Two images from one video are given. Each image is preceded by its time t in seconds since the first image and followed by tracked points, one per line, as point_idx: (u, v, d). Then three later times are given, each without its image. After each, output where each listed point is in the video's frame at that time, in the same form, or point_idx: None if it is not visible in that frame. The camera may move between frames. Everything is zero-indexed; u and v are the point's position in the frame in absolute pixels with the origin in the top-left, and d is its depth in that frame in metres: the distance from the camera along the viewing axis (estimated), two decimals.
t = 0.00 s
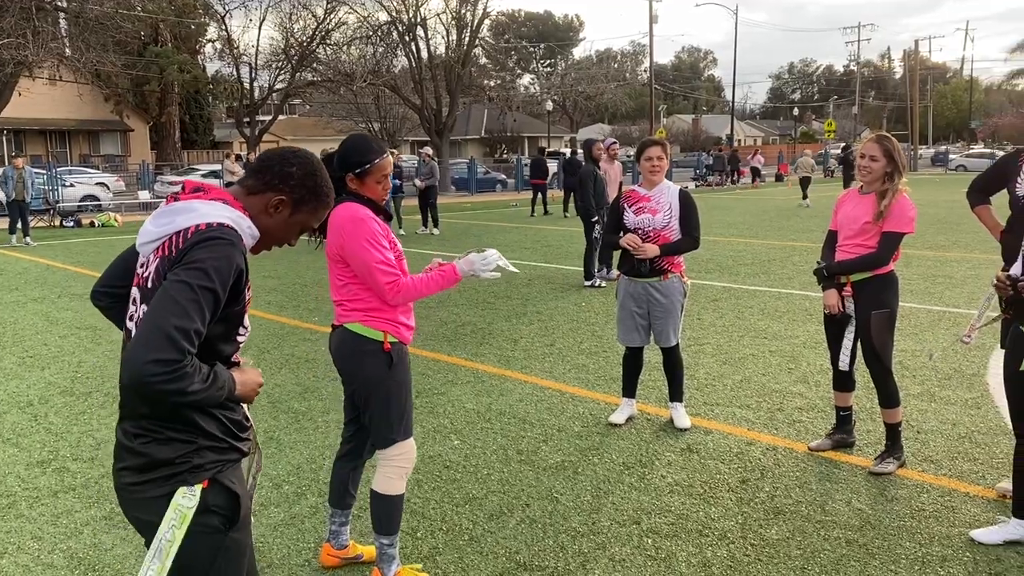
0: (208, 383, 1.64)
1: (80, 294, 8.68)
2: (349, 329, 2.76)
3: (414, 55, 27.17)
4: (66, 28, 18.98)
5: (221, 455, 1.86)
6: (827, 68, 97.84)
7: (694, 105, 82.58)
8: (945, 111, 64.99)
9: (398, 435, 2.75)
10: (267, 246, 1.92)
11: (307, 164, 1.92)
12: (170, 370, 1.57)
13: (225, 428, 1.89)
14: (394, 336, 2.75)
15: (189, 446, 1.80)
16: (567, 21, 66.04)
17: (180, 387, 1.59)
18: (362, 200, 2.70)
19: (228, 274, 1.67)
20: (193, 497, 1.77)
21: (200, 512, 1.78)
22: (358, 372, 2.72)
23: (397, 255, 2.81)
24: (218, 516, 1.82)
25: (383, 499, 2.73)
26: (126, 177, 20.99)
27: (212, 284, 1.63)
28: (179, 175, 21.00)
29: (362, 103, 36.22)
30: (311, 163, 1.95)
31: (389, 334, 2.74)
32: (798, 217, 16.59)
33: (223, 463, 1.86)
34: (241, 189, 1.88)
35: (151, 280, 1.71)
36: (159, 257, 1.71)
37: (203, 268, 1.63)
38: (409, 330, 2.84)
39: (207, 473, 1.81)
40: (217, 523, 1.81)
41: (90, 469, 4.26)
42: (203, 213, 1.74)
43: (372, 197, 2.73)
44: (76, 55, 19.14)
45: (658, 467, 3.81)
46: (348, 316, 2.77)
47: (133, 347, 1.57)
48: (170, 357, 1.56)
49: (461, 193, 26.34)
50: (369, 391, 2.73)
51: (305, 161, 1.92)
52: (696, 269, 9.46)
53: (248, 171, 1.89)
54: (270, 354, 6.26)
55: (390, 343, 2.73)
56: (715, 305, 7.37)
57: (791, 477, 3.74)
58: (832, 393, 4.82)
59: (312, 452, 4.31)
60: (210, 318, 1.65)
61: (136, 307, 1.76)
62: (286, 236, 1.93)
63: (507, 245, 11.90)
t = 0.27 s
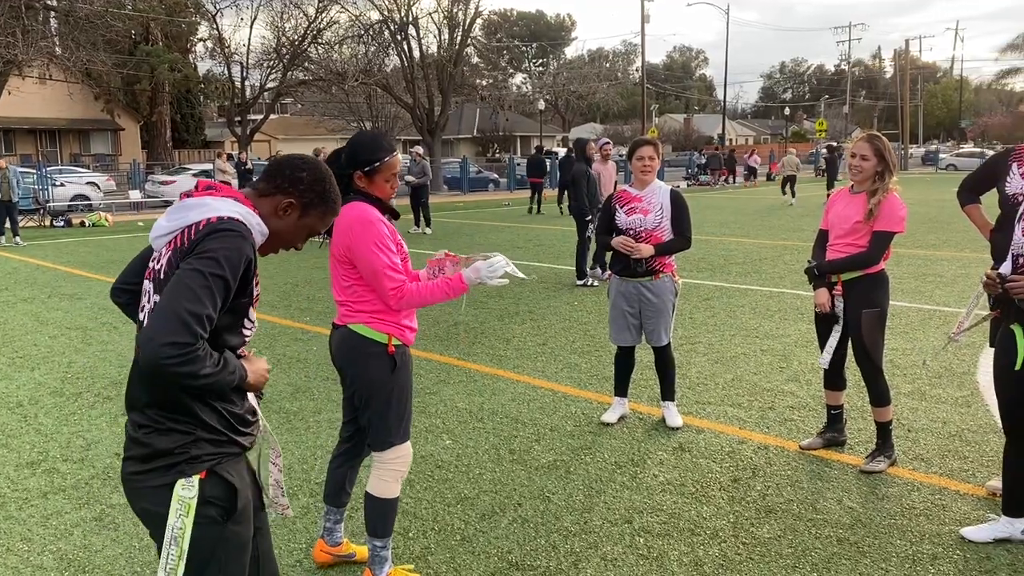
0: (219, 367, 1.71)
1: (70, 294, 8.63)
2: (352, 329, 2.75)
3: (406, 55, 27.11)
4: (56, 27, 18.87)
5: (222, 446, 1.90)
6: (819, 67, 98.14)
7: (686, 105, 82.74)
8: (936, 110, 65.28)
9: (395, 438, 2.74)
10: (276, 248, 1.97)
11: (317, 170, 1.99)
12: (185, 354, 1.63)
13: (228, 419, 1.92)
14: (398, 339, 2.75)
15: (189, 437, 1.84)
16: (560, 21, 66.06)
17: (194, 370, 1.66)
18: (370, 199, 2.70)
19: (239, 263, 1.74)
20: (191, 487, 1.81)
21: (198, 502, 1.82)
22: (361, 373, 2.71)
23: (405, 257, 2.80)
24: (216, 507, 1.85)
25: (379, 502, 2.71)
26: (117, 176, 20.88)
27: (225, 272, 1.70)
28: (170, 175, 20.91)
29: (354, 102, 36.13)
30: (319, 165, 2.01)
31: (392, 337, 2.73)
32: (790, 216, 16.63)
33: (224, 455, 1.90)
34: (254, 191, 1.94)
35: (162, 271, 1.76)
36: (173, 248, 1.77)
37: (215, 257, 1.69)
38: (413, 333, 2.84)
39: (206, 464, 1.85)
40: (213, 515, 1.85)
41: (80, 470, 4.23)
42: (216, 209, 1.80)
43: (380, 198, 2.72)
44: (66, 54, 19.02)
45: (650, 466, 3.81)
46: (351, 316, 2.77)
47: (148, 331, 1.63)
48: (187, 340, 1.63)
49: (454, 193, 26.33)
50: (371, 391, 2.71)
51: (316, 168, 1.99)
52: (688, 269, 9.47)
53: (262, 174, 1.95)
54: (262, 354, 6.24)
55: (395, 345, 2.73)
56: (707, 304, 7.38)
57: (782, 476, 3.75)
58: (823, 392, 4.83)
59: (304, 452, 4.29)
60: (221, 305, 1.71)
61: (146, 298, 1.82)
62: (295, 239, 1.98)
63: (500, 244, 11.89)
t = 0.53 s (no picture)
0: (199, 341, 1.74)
1: (58, 295, 8.57)
2: (351, 331, 2.73)
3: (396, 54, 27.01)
4: (44, 26, 18.71)
5: (220, 433, 1.92)
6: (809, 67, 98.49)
7: (677, 104, 82.89)
8: (926, 110, 65.58)
9: (391, 440, 2.73)
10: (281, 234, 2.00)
11: (317, 157, 2.03)
12: (159, 323, 1.68)
13: (229, 407, 1.94)
14: (397, 343, 2.74)
15: (187, 422, 1.87)
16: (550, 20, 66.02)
17: (169, 339, 1.70)
18: (373, 200, 2.68)
19: (222, 239, 1.79)
20: (186, 471, 1.84)
21: (191, 487, 1.85)
22: (359, 376, 2.70)
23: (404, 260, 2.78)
24: (211, 493, 1.87)
25: (373, 506, 2.70)
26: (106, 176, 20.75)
27: (204, 248, 1.75)
28: (159, 175, 20.77)
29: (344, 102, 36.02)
30: (321, 154, 2.06)
31: (392, 341, 2.72)
32: (780, 216, 16.65)
33: (222, 442, 1.92)
34: (257, 180, 2.00)
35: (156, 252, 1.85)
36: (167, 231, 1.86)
37: (195, 233, 1.75)
38: (411, 336, 2.83)
39: (201, 450, 1.87)
40: (208, 501, 1.87)
41: (68, 472, 4.20)
42: (211, 192, 1.87)
43: (382, 199, 2.71)
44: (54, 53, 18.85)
45: (641, 466, 3.81)
46: (349, 318, 2.75)
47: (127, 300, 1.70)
48: (160, 309, 1.68)
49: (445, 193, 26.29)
50: (369, 393, 2.70)
51: (316, 155, 2.04)
52: (679, 268, 9.48)
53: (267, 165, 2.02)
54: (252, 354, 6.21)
55: (394, 349, 2.72)
56: (698, 304, 7.39)
57: (773, 475, 3.75)
58: (814, 391, 4.85)
59: (294, 453, 4.27)
60: (205, 280, 1.76)
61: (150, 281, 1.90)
62: (298, 226, 2.02)
63: (491, 244, 11.87)
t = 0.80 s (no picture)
0: (193, 334, 1.75)
1: (42, 297, 8.49)
2: (346, 335, 2.71)
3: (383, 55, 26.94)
4: (28, 26, 18.54)
5: (218, 426, 1.91)
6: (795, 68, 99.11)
7: (664, 105, 83.19)
8: (910, 110, 66.12)
9: (382, 446, 2.72)
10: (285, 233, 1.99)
11: (321, 154, 2.02)
12: (151, 317, 1.69)
13: (228, 401, 1.93)
14: (393, 348, 2.74)
15: (184, 415, 1.87)
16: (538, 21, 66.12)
17: (162, 332, 1.71)
18: (373, 202, 2.67)
19: (221, 236, 1.79)
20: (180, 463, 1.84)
21: (185, 479, 1.85)
22: (355, 380, 2.69)
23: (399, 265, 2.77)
24: (205, 486, 1.87)
25: (363, 511, 2.69)
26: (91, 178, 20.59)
27: (200, 244, 1.75)
28: (145, 176, 20.62)
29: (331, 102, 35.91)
30: (325, 153, 2.05)
31: (388, 346, 2.72)
32: (767, 216, 16.74)
33: (220, 436, 1.91)
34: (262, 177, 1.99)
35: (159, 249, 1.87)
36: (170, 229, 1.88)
37: (193, 230, 1.76)
38: (406, 340, 2.83)
39: (197, 443, 1.87)
40: (204, 493, 1.86)
41: (53, 476, 4.16)
42: (214, 192, 1.88)
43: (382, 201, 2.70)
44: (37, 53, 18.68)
45: (629, 466, 3.82)
46: (344, 323, 2.73)
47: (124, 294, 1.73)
48: (154, 301, 1.69)
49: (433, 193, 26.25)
50: (365, 396, 2.69)
51: (320, 153, 2.02)
52: (666, 268, 9.51)
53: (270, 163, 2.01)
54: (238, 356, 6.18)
55: (389, 355, 2.72)
56: (685, 304, 7.41)
57: (760, 474, 3.77)
58: (800, 390, 4.87)
59: (281, 455, 4.24)
60: (201, 275, 1.77)
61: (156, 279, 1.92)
62: (303, 223, 2.00)
63: (479, 245, 11.87)
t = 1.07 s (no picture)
0: (196, 340, 1.74)
1: (22, 301, 8.39)
2: (339, 339, 2.70)
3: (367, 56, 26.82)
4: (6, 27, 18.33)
5: (216, 423, 1.90)
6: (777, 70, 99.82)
7: (648, 106, 83.54)
8: (892, 111, 66.76)
9: (373, 450, 2.71)
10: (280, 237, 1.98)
11: (317, 159, 2.02)
12: (154, 324, 1.68)
13: (225, 398, 1.92)
14: (387, 351, 2.73)
15: (180, 414, 1.86)
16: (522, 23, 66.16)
17: (166, 337, 1.70)
18: (364, 203, 2.66)
19: (221, 241, 1.78)
20: (178, 460, 1.83)
21: (184, 476, 1.84)
22: (350, 385, 2.68)
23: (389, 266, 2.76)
24: (205, 482, 1.86)
25: (351, 514, 2.68)
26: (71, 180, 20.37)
27: (201, 250, 1.74)
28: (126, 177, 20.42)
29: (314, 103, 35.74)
30: (319, 157, 2.04)
31: (382, 350, 2.71)
32: (750, 216, 16.84)
33: (218, 432, 1.90)
34: (257, 182, 1.98)
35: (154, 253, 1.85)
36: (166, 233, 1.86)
37: (192, 234, 1.75)
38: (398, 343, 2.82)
39: (195, 441, 1.86)
40: (204, 490, 1.85)
41: (33, 481, 4.10)
42: (211, 196, 1.86)
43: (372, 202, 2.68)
44: (16, 54, 18.44)
45: (613, 466, 3.82)
46: (335, 327, 2.71)
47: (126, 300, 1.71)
48: (157, 309, 1.68)
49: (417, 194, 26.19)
50: (359, 400, 2.67)
51: (315, 158, 2.02)
52: (650, 269, 9.54)
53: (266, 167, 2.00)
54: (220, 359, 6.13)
55: (383, 359, 2.71)
56: (669, 304, 7.44)
57: (744, 473, 3.79)
58: (783, 389, 4.90)
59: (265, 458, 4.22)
60: (201, 281, 1.76)
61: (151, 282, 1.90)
62: (298, 227, 1.99)
63: (464, 246, 11.85)
